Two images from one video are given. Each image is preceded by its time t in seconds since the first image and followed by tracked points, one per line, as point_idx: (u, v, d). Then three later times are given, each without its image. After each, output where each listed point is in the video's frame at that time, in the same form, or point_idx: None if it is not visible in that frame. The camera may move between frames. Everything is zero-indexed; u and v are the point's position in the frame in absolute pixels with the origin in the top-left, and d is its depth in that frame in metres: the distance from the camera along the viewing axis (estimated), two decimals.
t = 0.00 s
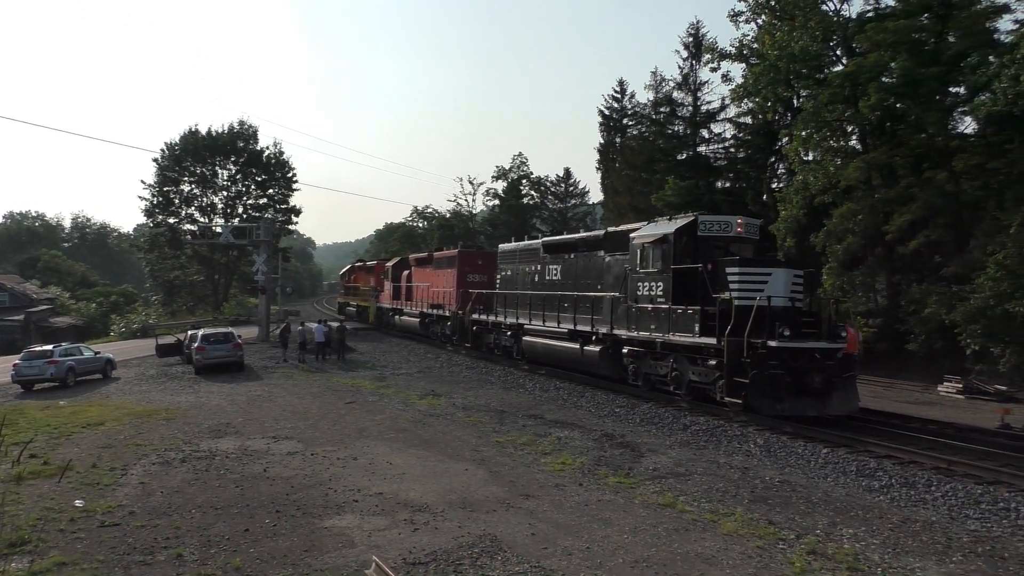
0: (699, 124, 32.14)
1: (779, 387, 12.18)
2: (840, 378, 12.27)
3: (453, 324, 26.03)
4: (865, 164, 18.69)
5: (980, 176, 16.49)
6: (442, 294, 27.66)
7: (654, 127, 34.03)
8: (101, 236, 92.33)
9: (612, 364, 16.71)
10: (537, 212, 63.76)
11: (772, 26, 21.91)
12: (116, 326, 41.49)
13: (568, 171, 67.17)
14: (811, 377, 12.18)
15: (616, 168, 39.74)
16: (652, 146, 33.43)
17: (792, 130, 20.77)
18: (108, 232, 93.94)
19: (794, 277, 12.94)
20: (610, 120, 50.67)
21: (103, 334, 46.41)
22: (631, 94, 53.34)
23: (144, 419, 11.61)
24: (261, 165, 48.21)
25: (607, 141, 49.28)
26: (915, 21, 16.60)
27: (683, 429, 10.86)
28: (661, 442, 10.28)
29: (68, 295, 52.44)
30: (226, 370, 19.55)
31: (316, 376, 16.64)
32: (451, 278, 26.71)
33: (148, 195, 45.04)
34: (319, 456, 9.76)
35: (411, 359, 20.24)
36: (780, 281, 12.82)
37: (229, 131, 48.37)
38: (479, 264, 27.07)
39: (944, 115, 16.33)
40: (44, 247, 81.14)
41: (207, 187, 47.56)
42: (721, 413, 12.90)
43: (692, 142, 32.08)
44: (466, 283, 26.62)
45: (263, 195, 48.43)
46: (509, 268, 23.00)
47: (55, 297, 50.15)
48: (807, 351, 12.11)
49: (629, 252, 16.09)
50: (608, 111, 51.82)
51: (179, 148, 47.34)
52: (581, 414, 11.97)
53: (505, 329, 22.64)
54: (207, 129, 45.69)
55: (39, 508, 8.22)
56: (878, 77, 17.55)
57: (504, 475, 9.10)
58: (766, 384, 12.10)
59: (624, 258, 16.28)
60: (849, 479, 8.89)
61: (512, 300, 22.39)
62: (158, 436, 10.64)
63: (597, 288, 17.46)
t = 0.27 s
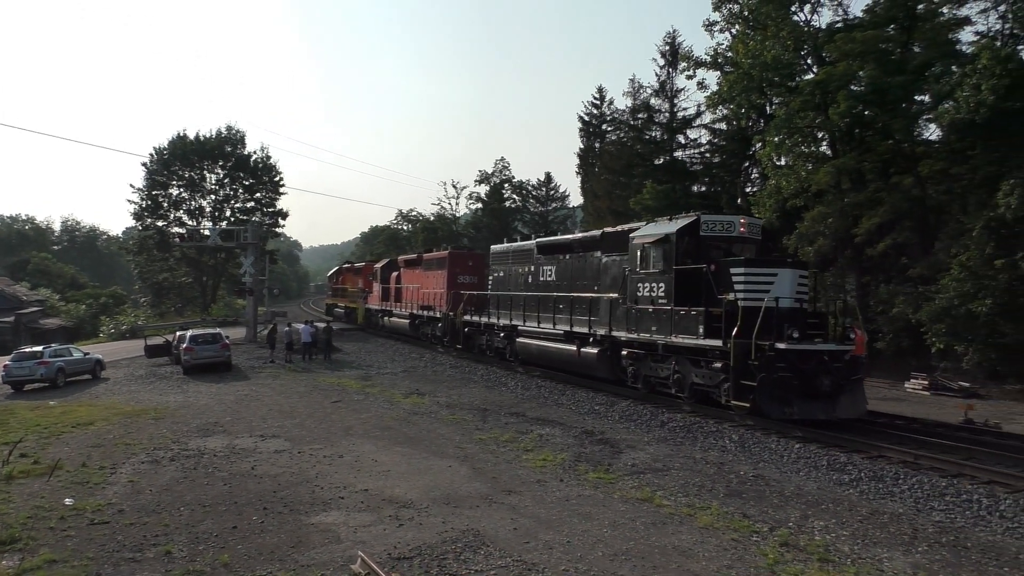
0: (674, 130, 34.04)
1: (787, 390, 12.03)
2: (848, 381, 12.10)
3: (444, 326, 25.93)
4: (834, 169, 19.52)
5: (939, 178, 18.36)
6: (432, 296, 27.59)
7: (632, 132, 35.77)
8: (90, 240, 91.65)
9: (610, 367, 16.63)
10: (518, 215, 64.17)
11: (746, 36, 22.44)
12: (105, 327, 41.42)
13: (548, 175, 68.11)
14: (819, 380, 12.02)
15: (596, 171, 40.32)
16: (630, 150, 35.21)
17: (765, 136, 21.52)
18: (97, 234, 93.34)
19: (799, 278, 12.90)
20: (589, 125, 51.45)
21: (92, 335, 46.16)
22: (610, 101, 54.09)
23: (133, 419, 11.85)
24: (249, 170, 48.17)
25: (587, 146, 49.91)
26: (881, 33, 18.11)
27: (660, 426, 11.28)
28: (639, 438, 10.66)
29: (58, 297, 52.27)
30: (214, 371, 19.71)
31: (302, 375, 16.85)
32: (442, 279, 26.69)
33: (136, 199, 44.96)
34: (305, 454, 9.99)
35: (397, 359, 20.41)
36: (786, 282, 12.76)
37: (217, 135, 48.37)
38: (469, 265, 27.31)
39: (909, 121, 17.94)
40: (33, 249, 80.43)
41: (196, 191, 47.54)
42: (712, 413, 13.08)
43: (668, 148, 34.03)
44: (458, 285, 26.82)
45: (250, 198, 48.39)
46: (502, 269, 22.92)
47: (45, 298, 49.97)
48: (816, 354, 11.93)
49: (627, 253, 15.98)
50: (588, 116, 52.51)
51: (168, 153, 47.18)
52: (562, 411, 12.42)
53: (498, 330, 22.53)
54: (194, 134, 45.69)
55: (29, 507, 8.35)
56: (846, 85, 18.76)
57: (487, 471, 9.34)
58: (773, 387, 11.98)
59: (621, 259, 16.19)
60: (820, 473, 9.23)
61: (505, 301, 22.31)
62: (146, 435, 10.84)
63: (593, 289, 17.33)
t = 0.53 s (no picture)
0: (650, 134, 35.51)
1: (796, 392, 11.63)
2: (856, 382, 11.79)
3: (433, 325, 25.59)
4: (803, 172, 20.09)
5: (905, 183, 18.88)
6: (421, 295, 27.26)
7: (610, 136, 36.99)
8: (78, 240, 91.03)
9: (607, 367, 16.22)
10: (500, 216, 64.63)
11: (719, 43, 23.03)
12: (95, 325, 41.31)
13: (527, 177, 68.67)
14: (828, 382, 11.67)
15: (576, 174, 40.90)
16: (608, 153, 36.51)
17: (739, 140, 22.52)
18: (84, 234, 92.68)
19: (806, 277, 12.44)
20: (568, 129, 51.96)
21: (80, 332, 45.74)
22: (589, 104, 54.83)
23: (119, 416, 12.07)
24: (234, 171, 48.05)
25: (566, 149, 50.59)
26: (850, 41, 19.46)
27: (636, 421, 11.76)
28: (615, 433, 11.11)
29: (45, 296, 52.05)
30: (199, 369, 19.85)
31: (287, 373, 17.03)
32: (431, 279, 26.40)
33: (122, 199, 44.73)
34: (289, 450, 10.22)
35: (380, 357, 20.61)
36: (793, 281, 12.27)
37: (202, 137, 48.39)
38: (458, 264, 26.87)
39: (874, 126, 18.98)
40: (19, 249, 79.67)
41: (182, 192, 47.41)
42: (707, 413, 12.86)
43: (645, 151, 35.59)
44: (447, 284, 26.55)
45: (235, 199, 48.31)
46: (493, 267, 22.59)
47: (32, 297, 49.71)
48: (825, 355, 11.58)
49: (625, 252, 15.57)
50: (568, 119, 53.18)
51: (154, 154, 47.01)
52: (541, 407, 12.82)
53: (489, 329, 22.16)
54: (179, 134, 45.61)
55: (16, 502, 8.46)
56: (815, 91, 19.77)
57: (467, 466, 9.59)
58: (783, 389, 11.51)
59: (619, 257, 15.82)
60: (790, 465, 9.58)
61: (496, 300, 21.98)
62: (133, 432, 11.04)
63: (590, 289, 16.89)
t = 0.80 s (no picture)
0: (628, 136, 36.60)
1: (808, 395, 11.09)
2: (870, 384, 11.29)
3: (421, 325, 25.10)
4: (777, 175, 20.40)
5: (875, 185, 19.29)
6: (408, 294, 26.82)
7: (588, 137, 37.86)
8: (58, 239, 90.18)
9: (606, 369, 15.60)
10: (480, 216, 64.90)
11: (694, 47, 23.34)
12: (74, 324, 41.00)
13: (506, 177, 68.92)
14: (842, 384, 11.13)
15: (554, 176, 41.28)
16: (585, 155, 37.43)
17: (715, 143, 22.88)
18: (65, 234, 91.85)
19: (816, 277, 11.96)
20: (547, 130, 52.16)
21: (59, 333, 45.16)
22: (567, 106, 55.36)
23: (99, 414, 12.12)
24: (216, 171, 47.71)
25: (545, 151, 51.03)
26: (821, 46, 19.70)
27: (614, 418, 12.01)
28: (594, 430, 11.35)
29: (24, 295, 51.59)
30: (180, 368, 19.84)
31: (269, 372, 17.08)
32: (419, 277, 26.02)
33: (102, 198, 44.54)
34: (270, 447, 10.31)
35: (362, 355, 20.67)
36: (802, 280, 11.85)
37: (182, 137, 48.20)
38: (446, 263, 26.72)
39: (846, 130, 19.43)
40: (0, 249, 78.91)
41: (163, 192, 47.06)
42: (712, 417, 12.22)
43: (622, 153, 36.74)
44: (434, 283, 26.19)
45: (217, 199, 47.98)
46: (484, 267, 22.18)
47: (13, 297, 49.23)
48: (840, 356, 11.05)
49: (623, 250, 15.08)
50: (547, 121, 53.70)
51: (135, 154, 46.84)
52: (521, 405, 13.03)
53: (480, 329, 21.66)
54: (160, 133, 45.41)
55: None
56: (788, 95, 20.21)
57: (447, 463, 9.72)
58: (794, 392, 10.99)
59: (617, 255, 15.32)
60: (763, 461, 9.79)
61: (488, 299, 21.53)
62: (115, 431, 11.11)
63: (587, 287, 16.39)
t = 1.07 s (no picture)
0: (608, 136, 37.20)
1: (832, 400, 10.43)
2: (897, 389, 10.63)
3: (409, 326, 24.38)
4: (756, 175, 20.55)
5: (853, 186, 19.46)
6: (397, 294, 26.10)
7: (569, 137, 38.20)
8: (34, 238, 89.26)
9: (609, 372, 15.03)
10: (461, 216, 64.93)
11: (673, 49, 23.47)
12: (49, 326, 40.52)
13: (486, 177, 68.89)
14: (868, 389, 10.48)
15: (535, 176, 41.39)
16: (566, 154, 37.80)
17: (695, 143, 22.87)
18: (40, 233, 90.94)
19: (834, 276, 11.45)
20: (527, 130, 52.20)
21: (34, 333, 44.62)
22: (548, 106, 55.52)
23: (76, 416, 12.01)
24: (194, 170, 47.37)
25: (526, 151, 51.16)
26: (800, 47, 19.80)
27: (595, 417, 12.07)
28: (575, 429, 11.40)
29: None
30: (159, 368, 19.66)
31: (249, 372, 16.97)
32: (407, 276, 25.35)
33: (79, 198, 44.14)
34: (250, 449, 10.26)
35: (343, 355, 20.58)
36: (820, 280, 11.29)
37: (161, 136, 47.80)
38: (436, 263, 25.84)
39: (824, 130, 19.57)
40: None
41: (141, 192, 46.66)
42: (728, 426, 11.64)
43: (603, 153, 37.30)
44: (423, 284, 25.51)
45: (195, 198, 47.61)
46: (477, 266, 21.55)
47: None
48: (865, 360, 10.41)
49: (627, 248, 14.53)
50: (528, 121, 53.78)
51: (112, 153, 46.44)
52: (502, 404, 13.04)
53: (473, 332, 20.97)
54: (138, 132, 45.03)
55: None
56: (767, 96, 20.32)
57: (428, 463, 9.72)
58: (818, 397, 10.32)
59: (621, 253, 14.75)
60: (743, 459, 9.87)
61: (481, 301, 20.88)
62: (92, 432, 11.03)
63: (589, 288, 15.81)
